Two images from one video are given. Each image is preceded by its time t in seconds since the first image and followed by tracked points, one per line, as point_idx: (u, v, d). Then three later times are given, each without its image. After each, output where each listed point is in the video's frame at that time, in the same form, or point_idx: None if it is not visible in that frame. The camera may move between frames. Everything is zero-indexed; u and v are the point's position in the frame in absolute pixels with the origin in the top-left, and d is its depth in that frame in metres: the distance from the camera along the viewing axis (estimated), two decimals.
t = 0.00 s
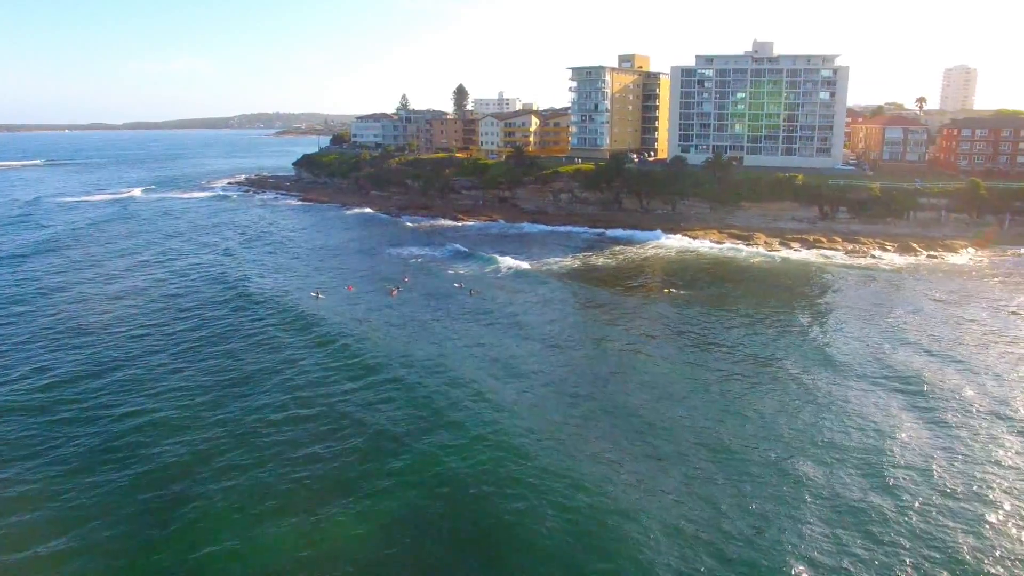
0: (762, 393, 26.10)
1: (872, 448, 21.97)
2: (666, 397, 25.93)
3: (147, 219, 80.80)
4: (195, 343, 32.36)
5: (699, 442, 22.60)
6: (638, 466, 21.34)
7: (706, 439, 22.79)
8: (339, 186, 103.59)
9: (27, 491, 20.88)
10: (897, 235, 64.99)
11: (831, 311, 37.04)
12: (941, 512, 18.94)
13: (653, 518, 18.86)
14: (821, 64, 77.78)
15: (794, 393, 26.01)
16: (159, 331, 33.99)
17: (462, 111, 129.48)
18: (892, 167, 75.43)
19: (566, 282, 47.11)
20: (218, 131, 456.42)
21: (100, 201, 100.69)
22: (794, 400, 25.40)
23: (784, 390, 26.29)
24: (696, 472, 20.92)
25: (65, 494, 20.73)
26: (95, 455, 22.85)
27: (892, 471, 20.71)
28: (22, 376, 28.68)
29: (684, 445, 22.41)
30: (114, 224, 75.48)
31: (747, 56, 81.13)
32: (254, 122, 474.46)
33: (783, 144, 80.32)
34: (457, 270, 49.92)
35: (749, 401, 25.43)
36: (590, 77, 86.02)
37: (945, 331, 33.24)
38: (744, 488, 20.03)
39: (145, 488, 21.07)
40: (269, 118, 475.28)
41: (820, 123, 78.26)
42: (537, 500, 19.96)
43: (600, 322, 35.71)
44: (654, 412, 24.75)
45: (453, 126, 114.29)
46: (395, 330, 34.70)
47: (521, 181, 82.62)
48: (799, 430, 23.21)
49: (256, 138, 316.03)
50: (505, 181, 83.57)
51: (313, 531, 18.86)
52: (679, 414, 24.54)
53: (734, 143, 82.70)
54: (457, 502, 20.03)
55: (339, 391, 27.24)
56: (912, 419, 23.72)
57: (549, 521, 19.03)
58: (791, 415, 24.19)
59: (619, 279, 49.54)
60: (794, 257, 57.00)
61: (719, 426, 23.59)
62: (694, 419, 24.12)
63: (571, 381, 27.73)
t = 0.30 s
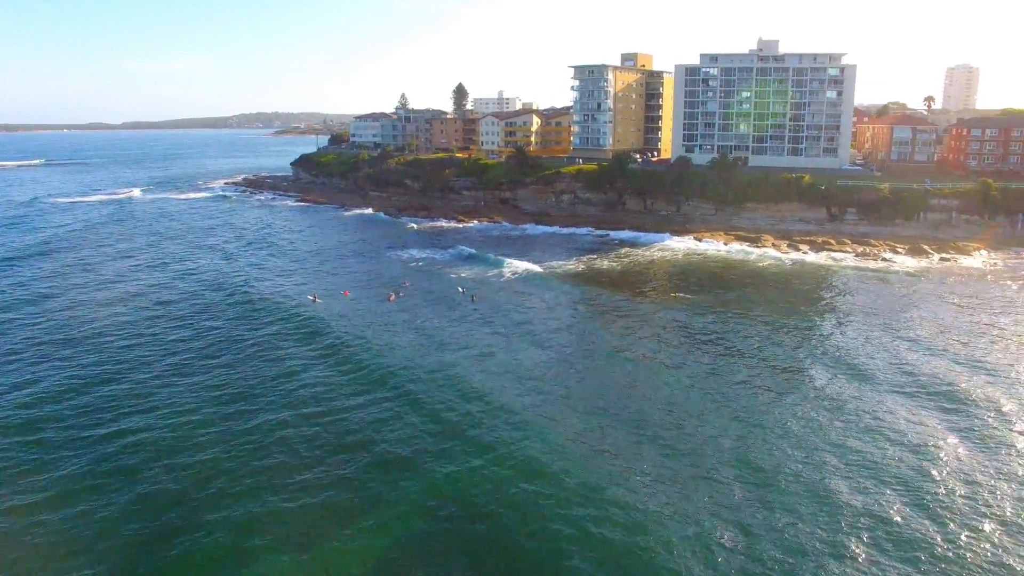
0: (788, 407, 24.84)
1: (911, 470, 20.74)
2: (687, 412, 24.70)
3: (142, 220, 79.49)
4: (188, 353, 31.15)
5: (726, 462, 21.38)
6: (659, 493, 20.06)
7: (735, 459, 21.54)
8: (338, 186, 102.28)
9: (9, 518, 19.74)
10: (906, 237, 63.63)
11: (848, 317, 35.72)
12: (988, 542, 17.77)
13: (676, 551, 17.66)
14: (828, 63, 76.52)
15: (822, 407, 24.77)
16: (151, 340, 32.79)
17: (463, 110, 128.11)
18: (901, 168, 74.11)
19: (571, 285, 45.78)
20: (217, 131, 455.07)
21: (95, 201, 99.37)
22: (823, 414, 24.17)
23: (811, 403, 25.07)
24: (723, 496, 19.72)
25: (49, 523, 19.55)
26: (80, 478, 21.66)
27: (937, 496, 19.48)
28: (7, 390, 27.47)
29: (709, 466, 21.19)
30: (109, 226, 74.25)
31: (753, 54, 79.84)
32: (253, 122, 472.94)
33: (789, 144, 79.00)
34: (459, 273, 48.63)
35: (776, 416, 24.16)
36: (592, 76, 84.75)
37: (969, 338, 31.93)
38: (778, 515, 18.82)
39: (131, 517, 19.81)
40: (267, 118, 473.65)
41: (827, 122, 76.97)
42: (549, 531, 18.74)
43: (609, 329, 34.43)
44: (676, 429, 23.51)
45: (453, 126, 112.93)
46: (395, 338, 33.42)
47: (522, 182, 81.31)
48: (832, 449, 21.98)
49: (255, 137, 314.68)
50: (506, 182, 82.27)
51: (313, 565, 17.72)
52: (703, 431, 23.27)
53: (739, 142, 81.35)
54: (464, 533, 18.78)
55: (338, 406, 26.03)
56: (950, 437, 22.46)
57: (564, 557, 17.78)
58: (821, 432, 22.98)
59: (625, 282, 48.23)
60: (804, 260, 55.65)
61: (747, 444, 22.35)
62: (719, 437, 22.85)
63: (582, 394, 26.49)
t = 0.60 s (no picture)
0: (816, 417, 23.67)
1: (954, 487, 19.67)
2: (710, 423, 23.52)
3: (136, 216, 77.97)
4: (180, 359, 29.84)
5: (758, 480, 20.23)
6: (684, 516, 18.86)
7: (767, 476, 20.40)
8: (336, 181, 100.74)
9: None
10: (917, 234, 62.28)
11: (865, 319, 34.40)
12: None
13: None
14: (835, 56, 75.05)
15: (853, 417, 23.63)
16: (142, 345, 31.48)
17: (463, 104, 126.47)
18: (909, 163, 72.74)
19: (576, 284, 44.43)
20: (214, 125, 452.57)
21: (88, 197, 97.74)
22: (855, 425, 23.02)
23: (840, 412, 23.91)
24: (755, 518, 18.58)
25: (31, 549, 18.35)
26: (64, 499, 20.42)
27: (984, 519, 18.33)
28: None
29: (740, 484, 20.03)
30: (102, 222, 72.76)
31: (758, 47, 78.35)
32: (251, 116, 471.25)
33: (795, 138, 77.59)
34: (461, 271, 47.25)
35: (805, 427, 23.00)
36: (595, 69, 83.29)
37: (994, 343, 30.60)
38: (816, 540, 17.68)
39: (117, 543, 18.59)
40: (265, 112, 471.68)
41: (834, 117, 75.58)
42: (566, 561, 17.53)
43: (618, 331, 33.10)
44: (699, 442, 22.33)
45: (452, 120, 111.38)
46: (396, 340, 32.08)
47: (524, 177, 79.89)
48: (868, 464, 20.86)
49: (252, 131, 312.40)
50: (507, 177, 80.82)
51: None
52: (729, 444, 22.11)
53: (744, 137, 79.85)
54: (477, 561, 17.59)
55: (337, 416, 24.75)
56: (993, 451, 21.35)
57: None
58: (854, 445, 21.85)
59: (632, 280, 46.89)
60: (813, 257, 54.29)
61: (778, 459, 21.21)
62: (747, 451, 21.70)
63: (594, 403, 25.23)
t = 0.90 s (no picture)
0: (848, 426, 22.71)
1: (1001, 508, 18.61)
2: (736, 432, 22.51)
3: (131, 212, 76.51)
4: (172, 366, 28.66)
5: (791, 494, 19.30)
6: (709, 539, 17.77)
7: (802, 490, 19.44)
8: (335, 176, 99.30)
9: None
10: (927, 230, 61.01)
11: (883, 322, 33.19)
12: None
13: None
14: (843, 48, 73.57)
15: (886, 427, 22.71)
16: (133, 351, 30.31)
17: (463, 98, 124.86)
18: (918, 158, 71.44)
19: (582, 283, 43.17)
20: (212, 119, 449.91)
21: (82, 192, 96.17)
22: (889, 436, 22.09)
23: (872, 421, 22.96)
24: (792, 541, 17.53)
25: None
26: (47, 518, 19.30)
27: None
28: None
29: (771, 499, 19.08)
30: (96, 219, 71.41)
31: (765, 40, 76.88)
32: (249, 110, 468.67)
33: (801, 133, 76.21)
34: (462, 270, 45.97)
35: (837, 436, 22.09)
36: (598, 62, 81.80)
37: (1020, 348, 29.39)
38: (860, 566, 16.66)
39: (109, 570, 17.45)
40: (263, 106, 469.16)
41: (842, 111, 74.12)
42: None
43: (627, 333, 31.87)
44: (726, 452, 21.35)
45: (452, 114, 109.85)
46: (396, 343, 30.83)
47: (525, 172, 78.47)
48: (908, 478, 19.95)
49: (250, 126, 310.22)
50: (508, 172, 79.41)
51: None
52: (758, 455, 21.14)
53: (750, 131, 78.45)
54: None
55: (335, 428, 23.56)
56: None
57: None
58: (890, 460, 20.80)
59: (638, 278, 45.61)
60: (823, 255, 52.98)
61: (812, 471, 20.28)
62: (778, 462, 20.76)
63: (608, 411, 24.15)
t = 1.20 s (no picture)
0: (881, 437, 21.57)
1: None
2: (766, 442, 21.41)
3: (126, 209, 75.14)
4: (165, 373, 27.46)
5: (831, 512, 18.23)
6: (742, 562, 16.72)
7: (841, 507, 18.39)
8: (333, 172, 97.87)
9: None
10: (938, 227, 59.65)
11: (904, 324, 31.89)
12: None
13: None
14: (852, 41, 72.05)
15: (922, 438, 21.58)
16: (124, 355, 29.13)
17: (463, 92, 123.29)
18: (928, 153, 70.09)
19: (588, 283, 41.84)
20: (211, 114, 447.76)
21: (77, 188, 94.73)
22: (926, 447, 21.00)
23: (906, 432, 21.83)
24: (832, 567, 16.36)
25: None
26: (29, 540, 18.14)
27: None
28: None
29: (809, 517, 18.01)
30: (90, 216, 70.08)
31: (771, 32, 75.39)
32: (247, 105, 466.70)
33: (808, 128, 74.80)
34: (465, 269, 44.69)
35: (875, 447, 21.01)
36: (601, 55, 80.29)
37: None
38: None
39: None
40: (261, 101, 467.17)
41: (850, 105, 72.64)
42: None
43: (639, 335, 30.61)
44: (757, 465, 20.26)
45: (452, 108, 108.32)
46: (398, 347, 29.61)
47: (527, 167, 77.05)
48: (953, 494, 18.91)
49: (248, 121, 308.39)
50: (509, 168, 77.99)
51: None
52: (792, 468, 20.04)
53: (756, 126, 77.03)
54: None
55: (337, 439, 22.35)
56: None
57: None
58: (928, 476, 19.64)
59: (646, 276, 44.32)
60: (834, 252, 51.63)
61: (850, 486, 19.23)
62: (814, 476, 19.67)
63: (627, 419, 22.96)
